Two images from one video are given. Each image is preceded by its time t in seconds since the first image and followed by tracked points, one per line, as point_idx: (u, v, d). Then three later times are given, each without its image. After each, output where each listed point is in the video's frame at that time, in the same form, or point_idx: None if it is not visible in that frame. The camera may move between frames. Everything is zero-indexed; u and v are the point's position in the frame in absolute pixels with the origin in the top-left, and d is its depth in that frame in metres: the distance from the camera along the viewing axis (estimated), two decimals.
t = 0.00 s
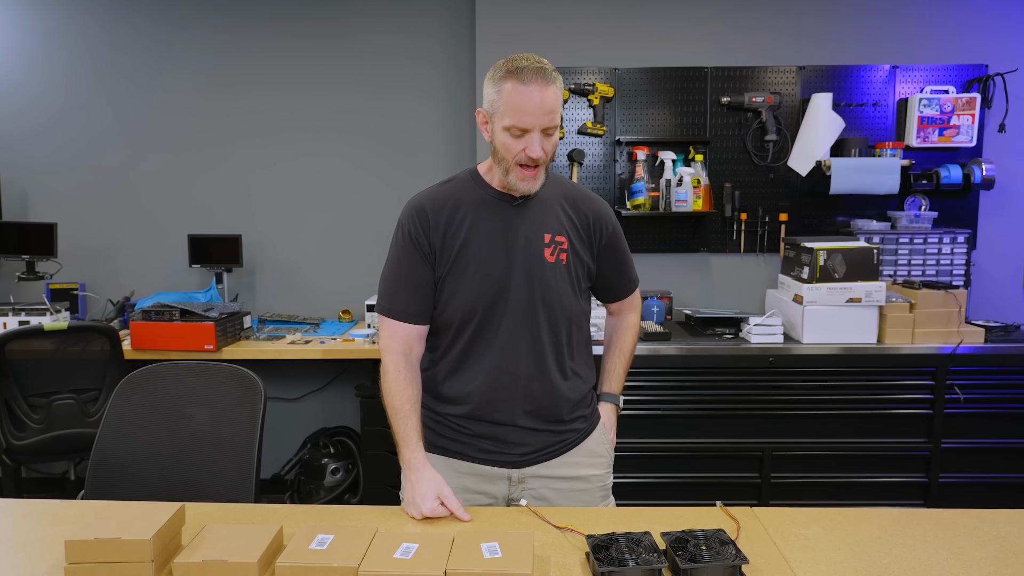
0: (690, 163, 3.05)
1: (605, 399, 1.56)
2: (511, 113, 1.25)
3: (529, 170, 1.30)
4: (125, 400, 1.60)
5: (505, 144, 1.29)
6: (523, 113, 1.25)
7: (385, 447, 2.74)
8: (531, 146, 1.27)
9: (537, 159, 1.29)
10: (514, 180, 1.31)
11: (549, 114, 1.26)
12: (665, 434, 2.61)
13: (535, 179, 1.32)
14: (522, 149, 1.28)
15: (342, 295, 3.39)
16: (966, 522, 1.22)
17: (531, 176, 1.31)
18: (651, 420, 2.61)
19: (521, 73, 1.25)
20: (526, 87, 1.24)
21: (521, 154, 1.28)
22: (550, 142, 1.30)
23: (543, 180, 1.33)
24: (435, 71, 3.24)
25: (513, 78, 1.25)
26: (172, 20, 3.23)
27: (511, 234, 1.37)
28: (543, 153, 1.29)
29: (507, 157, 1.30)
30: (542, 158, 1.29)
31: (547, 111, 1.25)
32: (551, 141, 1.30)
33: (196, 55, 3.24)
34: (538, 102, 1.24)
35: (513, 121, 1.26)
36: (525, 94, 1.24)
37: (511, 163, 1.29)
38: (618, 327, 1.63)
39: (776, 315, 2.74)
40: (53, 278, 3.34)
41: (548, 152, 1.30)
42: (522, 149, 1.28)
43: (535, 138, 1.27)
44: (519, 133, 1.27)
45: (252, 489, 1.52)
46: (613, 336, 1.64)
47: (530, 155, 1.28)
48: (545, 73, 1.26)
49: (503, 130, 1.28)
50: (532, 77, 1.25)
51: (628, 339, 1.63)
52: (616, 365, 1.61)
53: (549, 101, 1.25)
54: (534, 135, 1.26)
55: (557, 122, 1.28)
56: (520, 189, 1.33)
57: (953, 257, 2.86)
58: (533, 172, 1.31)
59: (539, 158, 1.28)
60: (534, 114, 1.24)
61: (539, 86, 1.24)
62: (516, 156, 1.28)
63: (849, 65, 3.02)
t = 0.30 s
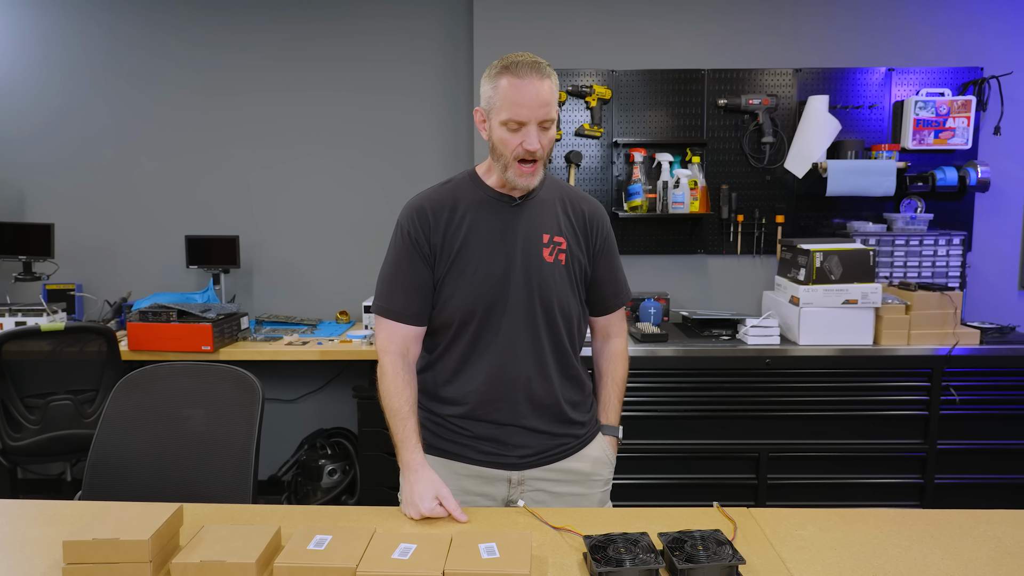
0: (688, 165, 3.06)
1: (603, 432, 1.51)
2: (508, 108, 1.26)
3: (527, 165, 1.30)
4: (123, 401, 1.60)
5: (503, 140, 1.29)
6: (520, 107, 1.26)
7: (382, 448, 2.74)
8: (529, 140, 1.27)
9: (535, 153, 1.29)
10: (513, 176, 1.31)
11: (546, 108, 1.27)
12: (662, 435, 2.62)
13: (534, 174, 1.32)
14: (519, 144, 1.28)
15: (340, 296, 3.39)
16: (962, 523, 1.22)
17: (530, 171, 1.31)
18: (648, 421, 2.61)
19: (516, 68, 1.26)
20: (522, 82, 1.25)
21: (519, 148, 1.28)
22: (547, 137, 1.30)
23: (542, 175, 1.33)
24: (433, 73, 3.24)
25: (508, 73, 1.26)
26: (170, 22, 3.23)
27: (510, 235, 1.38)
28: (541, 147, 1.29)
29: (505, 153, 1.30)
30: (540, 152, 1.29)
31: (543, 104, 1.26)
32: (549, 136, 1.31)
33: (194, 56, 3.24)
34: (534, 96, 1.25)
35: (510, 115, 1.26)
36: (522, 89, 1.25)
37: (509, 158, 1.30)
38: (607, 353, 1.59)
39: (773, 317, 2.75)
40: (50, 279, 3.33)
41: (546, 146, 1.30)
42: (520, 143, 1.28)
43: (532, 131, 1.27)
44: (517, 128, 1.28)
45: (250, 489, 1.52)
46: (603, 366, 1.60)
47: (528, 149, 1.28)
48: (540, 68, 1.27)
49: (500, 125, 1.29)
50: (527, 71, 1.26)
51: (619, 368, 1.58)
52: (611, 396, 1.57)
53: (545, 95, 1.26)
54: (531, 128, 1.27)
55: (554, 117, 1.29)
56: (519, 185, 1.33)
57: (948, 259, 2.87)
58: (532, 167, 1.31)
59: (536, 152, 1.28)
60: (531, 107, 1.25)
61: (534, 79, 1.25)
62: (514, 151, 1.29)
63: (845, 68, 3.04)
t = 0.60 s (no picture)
0: (685, 169, 3.07)
1: (602, 436, 1.51)
2: (512, 106, 1.30)
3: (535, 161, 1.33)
4: (120, 403, 1.60)
5: (510, 139, 1.31)
6: (524, 103, 1.30)
7: (379, 451, 2.74)
8: (535, 134, 1.31)
9: (543, 148, 1.32)
10: (526, 173, 1.32)
11: (546, 103, 1.32)
12: (658, 438, 2.63)
13: (544, 170, 1.34)
14: (527, 140, 1.31)
15: (337, 298, 3.39)
16: (957, 526, 1.23)
17: (539, 166, 1.34)
18: (645, 424, 2.62)
19: (513, 68, 1.31)
20: (522, 80, 1.30)
21: (527, 144, 1.31)
22: (550, 132, 1.35)
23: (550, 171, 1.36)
24: (430, 76, 3.25)
25: (506, 73, 1.31)
26: (169, 24, 3.23)
27: (506, 237, 1.38)
28: (547, 142, 1.33)
29: (513, 151, 1.32)
30: (547, 147, 1.33)
31: (544, 99, 1.31)
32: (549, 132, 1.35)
33: (192, 59, 3.25)
34: (535, 92, 1.30)
35: (516, 113, 1.30)
36: (523, 86, 1.30)
37: (518, 155, 1.32)
38: (603, 356, 1.60)
39: (769, 320, 2.76)
40: (46, 281, 3.33)
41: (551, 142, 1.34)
42: (528, 140, 1.31)
43: (537, 126, 1.31)
44: (522, 125, 1.31)
45: (247, 491, 1.52)
46: (601, 368, 1.60)
47: (535, 144, 1.31)
48: (534, 67, 1.33)
49: (506, 125, 1.31)
50: (523, 70, 1.31)
51: (616, 372, 1.58)
52: (607, 400, 1.57)
53: (544, 90, 1.32)
54: (536, 123, 1.31)
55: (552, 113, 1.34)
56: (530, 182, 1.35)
57: (943, 263, 2.89)
58: (542, 162, 1.34)
59: (544, 145, 1.32)
60: (534, 102, 1.30)
61: (531, 77, 1.31)
62: (523, 148, 1.31)
63: (841, 73, 3.05)
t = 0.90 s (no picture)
0: (686, 171, 3.07)
1: (602, 436, 1.52)
2: (512, 105, 1.31)
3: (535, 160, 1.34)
4: (122, 405, 1.60)
5: (510, 138, 1.32)
6: (524, 102, 1.31)
7: (380, 452, 2.75)
8: (535, 134, 1.32)
9: (543, 147, 1.34)
10: (525, 171, 1.33)
11: (546, 103, 1.33)
12: (660, 440, 2.62)
13: (542, 170, 1.35)
14: (527, 138, 1.32)
15: (339, 300, 3.39)
16: (958, 528, 1.23)
17: (539, 166, 1.35)
18: (647, 426, 2.62)
19: (514, 68, 1.32)
20: (522, 80, 1.31)
21: (527, 143, 1.32)
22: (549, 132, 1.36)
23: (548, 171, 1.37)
24: (432, 78, 3.26)
25: (506, 73, 1.32)
26: (171, 27, 3.25)
27: (503, 238, 1.39)
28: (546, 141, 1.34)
29: (513, 150, 1.33)
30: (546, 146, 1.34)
31: (544, 99, 1.33)
32: (549, 131, 1.36)
33: (195, 62, 3.26)
34: (535, 91, 1.31)
35: (516, 111, 1.31)
36: (523, 85, 1.31)
37: (518, 154, 1.33)
38: (602, 357, 1.60)
39: (771, 322, 2.76)
40: (49, 282, 3.34)
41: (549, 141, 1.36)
42: (527, 138, 1.32)
43: (537, 126, 1.32)
44: (521, 124, 1.32)
45: (249, 492, 1.53)
46: (600, 369, 1.60)
47: (535, 143, 1.32)
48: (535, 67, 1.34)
49: (506, 123, 1.32)
50: (523, 70, 1.33)
51: (614, 371, 1.59)
52: (606, 400, 1.57)
53: (544, 90, 1.33)
54: (536, 123, 1.32)
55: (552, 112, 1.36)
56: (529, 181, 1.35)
57: (945, 265, 2.88)
58: (541, 161, 1.34)
59: (543, 145, 1.33)
60: (534, 101, 1.31)
61: (531, 77, 1.32)
62: (523, 147, 1.32)
63: (843, 75, 3.05)
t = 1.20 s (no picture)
0: (689, 172, 3.07)
1: (603, 438, 1.52)
2: (483, 101, 1.33)
3: (507, 157, 1.34)
4: (127, 407, 1.61)
5: (482, 133, 1.34)
6: (494, 99, 1.32)
7: (384, 454, 2.75)
8: (503, 130, 1.32)
9: (513, 143, 1.33)
10: (494, 168, 1.34)
11: (520, 100, 1.31)
12: (663, 441, 2.62)
13: (514, 167, 1.34)
14: (496, 135, 1.33)
15: (342, 302, 3.40)
16: (961, 528, 1.23)
17: (510, 163, 1.34)
18: (650, 428, 2.62)
19: (492, 65, 1.33)
20: (496, 76, 1.31)
21: (496, 140, 1.33)
22: (526, 129, 1.34)
23: (525, 168, 1.35)
24: (435, 81, 3.27)
25: (484, 70, 1.33)
26: (176, 32, 3.27)
27: (507, 240, 1.39)
28: (518, 138, 1.33)
29: (485, 147, 1.35)
30: (517, 142, 1.33)
31: (517, 95, 1.31)
32: (528, 129, 1.34)
33: (199, 66, 3.28)
34: (506, 87, 1.31)
35: (486, 108, 1.32)
36: (494, 82, 1.31)
37: (490, 151, 1.35)
38: (602, 359, 1.60)
39: (774, 324, 2.76)
40: (55, 285, 3.35)
41: (524, 137, 1.33)
42: (496, 135, 1.33)
43: (507, 122, 1.32)
44: (494, 121, 1.33)
45: (253, 494, 1.53)
46: (601, 371, 1.60)
47: (503, 140, 1.32)
48: (516, 63, 1.33)
49: (479, 119, 1.34)
50: (501, 66, 1.32)
51: (614, 372, 1.58)
52: (608, 402, 1.57)
53: (518, 86, 1.31)
54: (506, 119, 1.32)
55: (531, 108, 1.33)
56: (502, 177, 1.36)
57: (949, 266, 2.88)
58: (512, 159, 1.34)
59: (512, 141, 1.32)
60: (504, 98, 1.31)
61: (507, 73, 1.31)
62: (492, 143, 1.33)
63: (846, 76, 3.06)
